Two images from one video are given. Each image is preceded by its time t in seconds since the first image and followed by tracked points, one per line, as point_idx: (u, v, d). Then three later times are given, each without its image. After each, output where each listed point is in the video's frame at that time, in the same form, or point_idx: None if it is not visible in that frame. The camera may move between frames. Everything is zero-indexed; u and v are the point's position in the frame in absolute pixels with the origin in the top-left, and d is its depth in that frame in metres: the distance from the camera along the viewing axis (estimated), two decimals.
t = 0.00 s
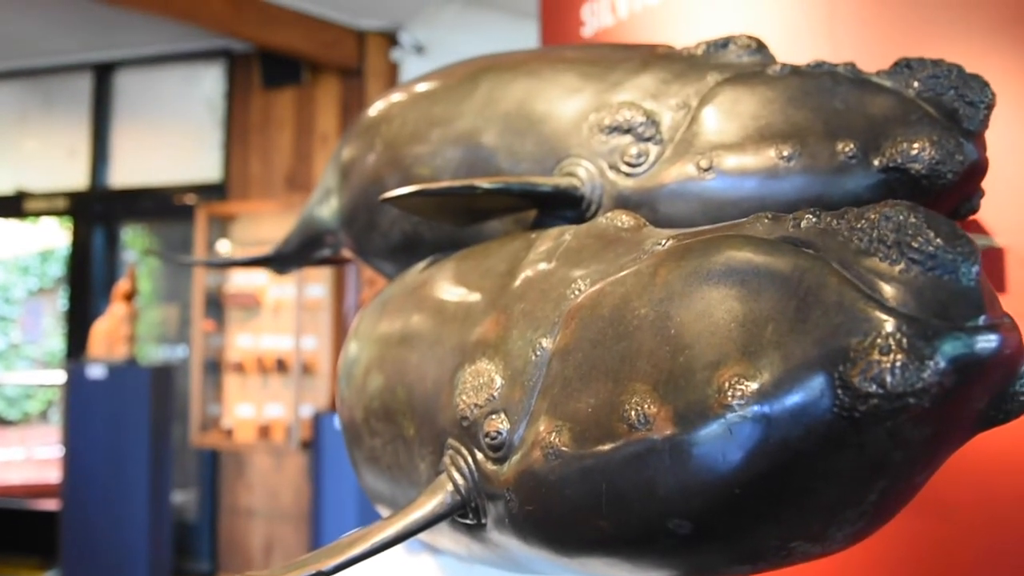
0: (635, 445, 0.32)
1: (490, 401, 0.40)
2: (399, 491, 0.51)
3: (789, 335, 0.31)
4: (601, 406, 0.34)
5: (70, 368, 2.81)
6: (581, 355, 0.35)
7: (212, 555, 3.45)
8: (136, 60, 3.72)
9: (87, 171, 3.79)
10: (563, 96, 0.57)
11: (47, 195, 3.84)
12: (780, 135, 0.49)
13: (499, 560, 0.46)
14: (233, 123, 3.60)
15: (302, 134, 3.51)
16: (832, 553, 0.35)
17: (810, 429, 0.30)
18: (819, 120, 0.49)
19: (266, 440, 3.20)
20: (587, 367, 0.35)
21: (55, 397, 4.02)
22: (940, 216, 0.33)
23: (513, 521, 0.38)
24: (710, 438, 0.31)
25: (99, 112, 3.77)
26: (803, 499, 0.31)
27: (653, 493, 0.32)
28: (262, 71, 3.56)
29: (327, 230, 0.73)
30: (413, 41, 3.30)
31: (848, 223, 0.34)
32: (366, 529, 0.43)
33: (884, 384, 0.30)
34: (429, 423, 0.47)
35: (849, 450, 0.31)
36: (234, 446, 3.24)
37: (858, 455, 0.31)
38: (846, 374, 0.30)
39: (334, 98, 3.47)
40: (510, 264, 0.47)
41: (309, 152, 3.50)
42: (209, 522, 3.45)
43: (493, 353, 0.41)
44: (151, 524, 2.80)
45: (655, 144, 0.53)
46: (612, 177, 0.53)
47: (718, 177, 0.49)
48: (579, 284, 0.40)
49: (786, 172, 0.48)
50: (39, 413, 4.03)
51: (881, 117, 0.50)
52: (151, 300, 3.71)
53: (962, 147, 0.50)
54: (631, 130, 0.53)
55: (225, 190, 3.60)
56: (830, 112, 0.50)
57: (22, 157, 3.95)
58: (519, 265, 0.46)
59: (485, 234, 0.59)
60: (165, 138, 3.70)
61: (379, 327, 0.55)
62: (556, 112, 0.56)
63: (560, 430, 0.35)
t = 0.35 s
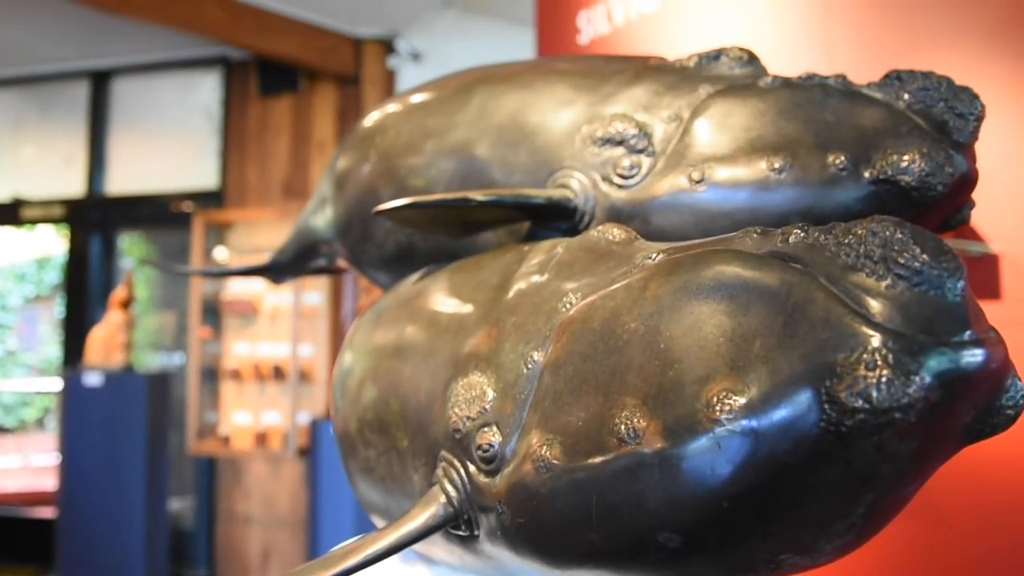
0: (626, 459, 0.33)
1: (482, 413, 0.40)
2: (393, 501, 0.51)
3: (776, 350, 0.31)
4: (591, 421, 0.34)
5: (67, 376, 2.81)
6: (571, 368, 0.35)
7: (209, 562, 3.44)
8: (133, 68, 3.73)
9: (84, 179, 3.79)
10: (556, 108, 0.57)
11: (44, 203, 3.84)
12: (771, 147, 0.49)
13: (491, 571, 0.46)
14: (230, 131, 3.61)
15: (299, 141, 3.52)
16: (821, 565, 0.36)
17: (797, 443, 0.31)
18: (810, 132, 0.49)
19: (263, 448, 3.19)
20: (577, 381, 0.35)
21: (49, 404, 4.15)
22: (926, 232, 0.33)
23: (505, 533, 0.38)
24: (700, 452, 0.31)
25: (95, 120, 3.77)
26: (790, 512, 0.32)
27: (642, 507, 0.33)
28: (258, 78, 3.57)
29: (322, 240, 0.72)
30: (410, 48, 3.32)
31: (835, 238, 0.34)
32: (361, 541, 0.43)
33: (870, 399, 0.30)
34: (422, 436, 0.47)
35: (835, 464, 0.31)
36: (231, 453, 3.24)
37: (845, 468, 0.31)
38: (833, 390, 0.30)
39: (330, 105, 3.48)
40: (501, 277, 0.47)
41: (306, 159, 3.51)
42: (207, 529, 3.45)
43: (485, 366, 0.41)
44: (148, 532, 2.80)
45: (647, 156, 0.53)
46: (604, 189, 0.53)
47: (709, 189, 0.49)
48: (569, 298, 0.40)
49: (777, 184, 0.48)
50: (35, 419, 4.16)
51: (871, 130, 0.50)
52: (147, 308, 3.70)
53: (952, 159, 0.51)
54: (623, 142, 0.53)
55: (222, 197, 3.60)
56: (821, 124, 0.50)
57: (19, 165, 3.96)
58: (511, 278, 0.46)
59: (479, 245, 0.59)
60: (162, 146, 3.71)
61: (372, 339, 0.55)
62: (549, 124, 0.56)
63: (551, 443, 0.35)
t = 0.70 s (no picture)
0: (615, 473, 0.33)
1: (474, 427, 0.41)
2: (388, 513, 0.52)
3: (764, 367, 0.31)
4: (581, 435, 0.34)
5: (63, 384, 2.81)
6: (561, 383, 0.36)
7: (205, 571, 3.44)
8: (130, 75, 3.73)
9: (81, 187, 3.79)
10: (548, 121, 0.57)
11: (40, 210, 3.84)
12: (762, 160, 0.49)
13: None
14: (227, 139, 3.62)
15: (295, 150, 3.53)
16: None
17: (784, 459, 0.31)
18: (800, 145, 0.50)
19: (260, 456, 3.19)
20: (567, 397, 0.35)
21: (47, 412, 4.07)
22: (912, 249, 0.34)
23: (497, 546, 0.38)
24: (689, 466, 0.32)
25: (92, 128, 3.77)
26: (778, 525, 0.32)
27: (631, 520, 0.33)
28: (255, 86, 3.58)
29: (317, 250, 0.72)
30: (407, 56, 3.34)
31: (823, 254, 0.34)
32: (355, 552, 0.43)
33: (855, 416, 0.30)
34: (415, 449, 0.47)
35: (822, 479, 0.31)
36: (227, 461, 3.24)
37: (832, 483, 0.31)
38: (819, 406, 0.31)
39: (327, 114, 3.49)
40: (494, 291, 0.48)
41: (303, 167, 3.52)
42: (203, 537, 3.44)
43: (476, 380, 0.42)
44: (145, 540, 2.79)
45: (639, 169, 0.53)
46: (597, 202, 0.53)
47: (701, 202, 0.50)
48: (560, 313, 0.40)
49: (768, 198, 0.49)
50: (32, 428, 4.09)
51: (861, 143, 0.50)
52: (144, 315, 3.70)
53: (941, 172, 0.51)
54: (616, 155, 0.54)
55: (219, 205, 3.61)
56: (812, 137, 0.50)
57: (16, 173, 3.95)
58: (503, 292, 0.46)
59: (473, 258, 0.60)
60: (158, 154, 3.71)
61: (366, 352, 0.55)
62: (543, 136, 0.57)
63: (541, 457, 0.35)
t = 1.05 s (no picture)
0: (605, 485, 0.33)
1: (466, 438, 0.41)
2: (382, 523, 0.52)
3: (752, 379, 0.32)
4: (572, 447, 0.34)
5: (60, 391, 2.81)
6: (553, 395, 0.36)
7: None
8: (127, 82, 3.74)
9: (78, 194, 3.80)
10: (542, 132, 0.58)
11: (37, 217, 3.85)
12: (753, 172, 0.50)
13: None
14: (223, 146, 3.63)
15: (292, 157, 3.54)
16: None
17: (770, 471, 0.31)
18: (792, 157, 0.50)
19: (257, 463, 3.19)
20: (558, 408, 0.36)
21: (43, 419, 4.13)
22: (898, 264, 0.34)
23: (489, 557, 0.39)
24: (678, 478, 0.32)
25: (89, 135, 3.78)
26: (766, 537, 0.32)
27: (621, 530, 0.33)
28: (252, 93, 3.59)
29: (312, 259, 0.73)
30: (403, 63, 3.35)
31: (810, 268, 0.35)
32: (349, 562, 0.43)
33: (841, 429, 0.31)
34: (409, 459, 0.47)
35: (809, 491, 0.32)
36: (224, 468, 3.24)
37: (819, 495, 0.32)
38: (805, 420, 0.31)
39: (324, 120, 3.50)
40: (487, 303, 0.48)
41: (300, 173, 3.53)
42: (200, 544, 3.44)
43: (469, 392, 0.42)
44: (141, 547, 2.79)
45: (632, 180, 0.53)
46: (590, 213, 0.54)
47: (693, 214, 0.50)
48: (552, 325, 0.40)
49: (760, 209, 0.49)
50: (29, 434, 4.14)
51: (852, 155, 0.50)
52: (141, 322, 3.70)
53: (930, 184, 0.51)
54: (609, 166, 0.54)
55: (216, 213, 3.62)
56: (803, 149, 0.50)
57: (13, 179, 3.95)
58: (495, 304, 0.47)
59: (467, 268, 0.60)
60: (155, 160, 3.72)
61: (361, 361, 0.55)
62: (536, 147, 0.57)
63: (532, 469, 0.36)
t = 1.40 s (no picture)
0: (595, 497, 0.34)
1: (459, 450, 0.41)
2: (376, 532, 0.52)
3: (740, 393, 0.32)
4: (563, 459, 0.35)
5: (56, 397, 2.80)
6: (545, 407, 0.36)
7: None
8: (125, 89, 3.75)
9: (75, 200, 3.81)
10: (536, 144, 0.58)
11: (34, 223, 3.85)
12: (744, 184, 0.50)
13: None
14: (221, 153, 3.64)
15: (290, 163, 3.54)
16: None
17: (757, 485, 0.32)
18: (783, 169, 0.50)
19: (253, 469, 3.19)
20: (549, 420, 0.36)
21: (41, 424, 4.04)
22: (884, 279, 0.35)
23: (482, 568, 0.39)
24: (667, 490, 0.32)
25: (86, 141, 3.78)
26: (752, 548, 0.33)
27: (610, 543, 0.34)
28: (250, 100, 3.60)
29: (309, 269, 0.73)
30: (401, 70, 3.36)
31: (798, 283, 0.35)
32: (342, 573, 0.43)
33: (827, 443, 0.31)
34: (402, 469, 0.48)
35: (796, 503, 0.32)
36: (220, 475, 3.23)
37: (806, 508, 0.32)
38: (792, 433, 0.31)
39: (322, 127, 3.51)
40: (480, 314, 0.48)
41: (297, 180, 3.53)
42: (197, 551, 3.43)
43: (462, 403, 0.42)
44: (137, 554, 2.78)
45: (625, 192, 0.54)
46: (583, 225, 0.54)
47: (686, 226, 0.50)
48: (544, 338, 0.41)
49: (752, 221, 0.49)
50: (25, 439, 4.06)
51: (844, 167, 0.50)
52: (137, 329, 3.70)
53: (921, 196, 0.51)
54: (602, 178, 0.54)
55: (212, 220, 3.63)
56: (795, 161, 0.50)
57: (10, 186, 3.95)
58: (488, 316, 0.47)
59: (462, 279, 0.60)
60: (153, 167, 3.74)
61: (355, 371, 0.56)
62: (530, 158, 0.57)
63: (524, 481, 0.36)
